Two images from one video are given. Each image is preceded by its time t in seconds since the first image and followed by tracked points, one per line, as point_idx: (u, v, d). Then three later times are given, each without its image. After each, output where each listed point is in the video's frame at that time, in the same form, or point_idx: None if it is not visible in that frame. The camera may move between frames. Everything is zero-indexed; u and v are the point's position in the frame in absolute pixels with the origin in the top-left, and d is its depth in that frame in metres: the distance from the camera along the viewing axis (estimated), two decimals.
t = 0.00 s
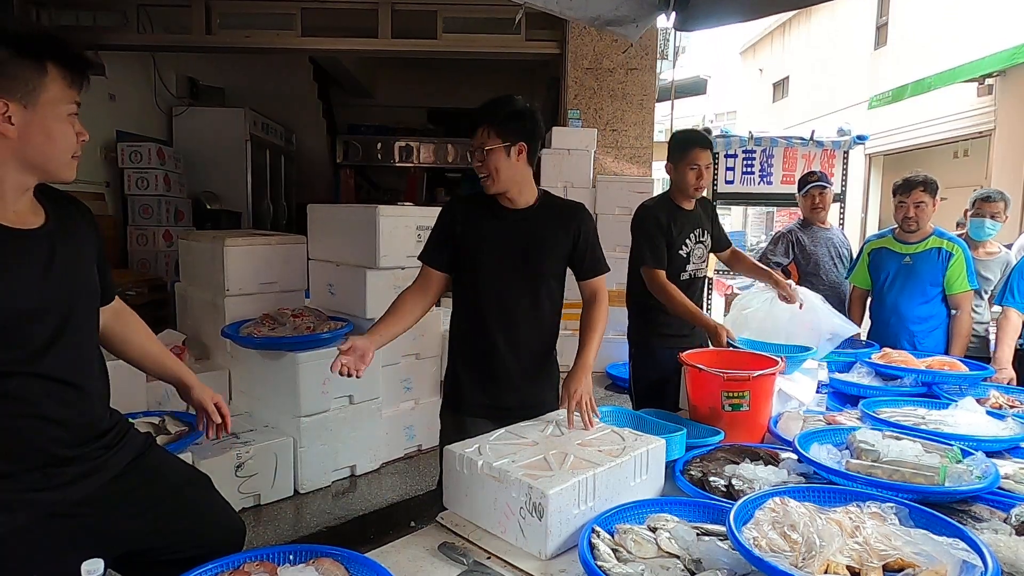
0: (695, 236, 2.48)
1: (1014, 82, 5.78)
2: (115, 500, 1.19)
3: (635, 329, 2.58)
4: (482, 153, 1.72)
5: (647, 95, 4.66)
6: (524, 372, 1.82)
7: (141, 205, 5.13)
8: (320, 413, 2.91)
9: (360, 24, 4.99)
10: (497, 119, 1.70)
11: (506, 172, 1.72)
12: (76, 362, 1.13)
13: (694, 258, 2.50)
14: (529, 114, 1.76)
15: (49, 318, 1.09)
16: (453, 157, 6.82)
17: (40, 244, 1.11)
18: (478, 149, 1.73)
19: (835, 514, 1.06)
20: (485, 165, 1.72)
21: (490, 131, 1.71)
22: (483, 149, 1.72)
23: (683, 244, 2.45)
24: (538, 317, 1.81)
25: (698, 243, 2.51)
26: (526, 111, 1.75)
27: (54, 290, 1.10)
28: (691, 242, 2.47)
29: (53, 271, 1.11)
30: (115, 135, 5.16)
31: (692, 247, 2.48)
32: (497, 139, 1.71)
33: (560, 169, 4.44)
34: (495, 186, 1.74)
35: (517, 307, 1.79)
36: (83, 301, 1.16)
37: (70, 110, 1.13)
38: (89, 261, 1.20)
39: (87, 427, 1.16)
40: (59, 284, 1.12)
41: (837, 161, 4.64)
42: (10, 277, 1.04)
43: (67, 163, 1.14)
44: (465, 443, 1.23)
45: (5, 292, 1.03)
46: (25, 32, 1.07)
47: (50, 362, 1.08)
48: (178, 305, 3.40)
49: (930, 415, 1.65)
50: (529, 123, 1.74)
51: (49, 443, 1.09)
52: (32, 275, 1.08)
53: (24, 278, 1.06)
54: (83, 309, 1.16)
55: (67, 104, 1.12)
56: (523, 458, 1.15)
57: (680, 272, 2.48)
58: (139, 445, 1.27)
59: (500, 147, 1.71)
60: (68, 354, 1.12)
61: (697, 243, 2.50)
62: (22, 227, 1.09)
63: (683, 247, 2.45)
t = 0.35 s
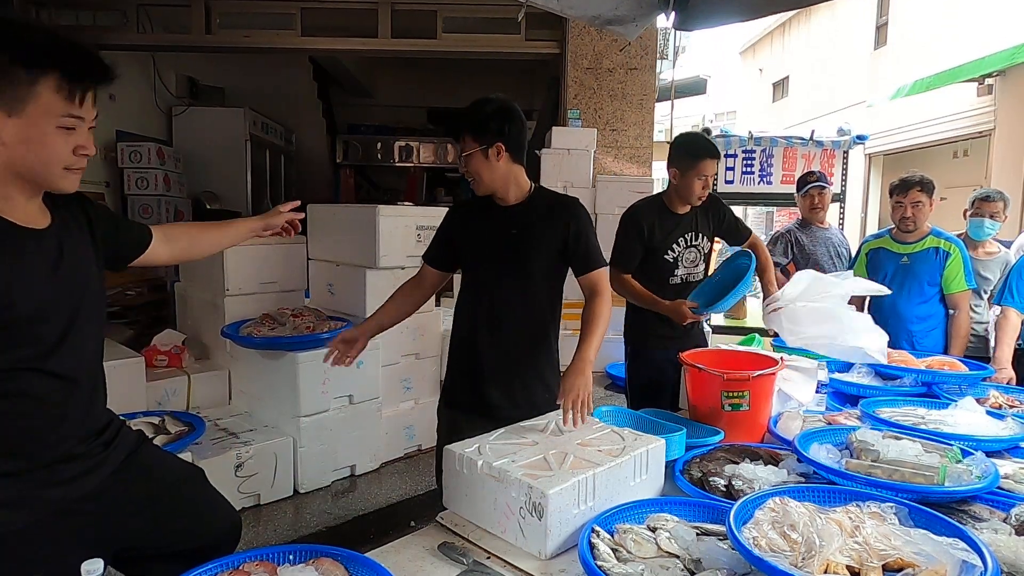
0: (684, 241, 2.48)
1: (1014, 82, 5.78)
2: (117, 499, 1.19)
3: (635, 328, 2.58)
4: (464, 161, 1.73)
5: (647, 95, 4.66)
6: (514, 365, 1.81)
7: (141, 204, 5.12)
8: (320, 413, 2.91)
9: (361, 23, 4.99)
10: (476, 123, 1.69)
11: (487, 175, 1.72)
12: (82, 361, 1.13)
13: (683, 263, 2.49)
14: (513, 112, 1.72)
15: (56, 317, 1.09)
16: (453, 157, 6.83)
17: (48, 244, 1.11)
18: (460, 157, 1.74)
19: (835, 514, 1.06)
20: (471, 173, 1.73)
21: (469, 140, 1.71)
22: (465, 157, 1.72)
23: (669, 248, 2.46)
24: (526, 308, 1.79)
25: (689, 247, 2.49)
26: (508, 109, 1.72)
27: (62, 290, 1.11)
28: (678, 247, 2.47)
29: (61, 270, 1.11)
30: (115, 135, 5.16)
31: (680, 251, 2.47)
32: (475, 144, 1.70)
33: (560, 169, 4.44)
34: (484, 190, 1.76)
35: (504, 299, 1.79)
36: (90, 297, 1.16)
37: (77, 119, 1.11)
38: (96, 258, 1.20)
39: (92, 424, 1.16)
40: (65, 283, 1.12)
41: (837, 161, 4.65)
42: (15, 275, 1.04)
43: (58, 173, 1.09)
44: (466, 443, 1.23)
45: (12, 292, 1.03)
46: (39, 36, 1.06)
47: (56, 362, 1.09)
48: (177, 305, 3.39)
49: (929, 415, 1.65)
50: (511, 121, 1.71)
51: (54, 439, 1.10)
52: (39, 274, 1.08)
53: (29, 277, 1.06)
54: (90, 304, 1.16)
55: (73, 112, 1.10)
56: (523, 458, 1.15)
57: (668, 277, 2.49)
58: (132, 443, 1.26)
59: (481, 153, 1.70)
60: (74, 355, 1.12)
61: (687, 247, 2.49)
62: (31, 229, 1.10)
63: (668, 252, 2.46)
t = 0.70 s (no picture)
0: (701, 241, 2.50)
1: (1014, 82, 5.78)
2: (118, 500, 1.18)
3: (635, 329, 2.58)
4: (504, 154, 1.69)
5: (647, 95, 4.66)
6: (517, 367, 1.82)
7: (141, 204, 5.11)
8: (320, 413, 2.91)
9: (361, 24, 4.98)
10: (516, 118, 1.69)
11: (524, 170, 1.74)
12: (82, 364, 1.13)
13: (696, 262, 2.51)
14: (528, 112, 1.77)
15: (55, 321, 1.09)
16: (453, 157, 6.83)
17: (47, 247, 1.10)
18: (497, 150, 1.70)
19: (835, 515, 1.06)
20: (509, 167, 1.71)
21: (514, 132, 1.69)
22: (506, 150, 1.69)
23: (687, 247, 2.47)
24: (531, 312, 1.81)
25: (704, 247, 2.52)
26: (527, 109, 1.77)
27: (62, 294, 1.10)
28: (696, 246, 2.48)
29: (61, 275, 1.10)
30: (114, 135, 5.16)
31: (696, 251, 2.49)
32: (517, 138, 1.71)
33: (560, 169, 4.44)
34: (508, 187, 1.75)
35: (505, 303, 1.79)
36: (90, 300, 1.16)
37: (31, 125, 1.00)
38: (98, 261, 1.19)
39: (94, 426, 1.16)
40: (63, 288, 1.11)
41: (837, 161, 4.65)
42: (13, 278, 1.04)
43: None
44: (465, 443, 1.23)
45: (11, 298, 1.03)
46: (16, 40, 1.00)
47: (56, 368, 1.08)
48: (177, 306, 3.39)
49: (929, 415, 1.65)
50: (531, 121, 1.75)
51: (55, 442, 1.09)
52: (38, 278, 1.07)
53: (25, 281, 1.05)
54: (89, 307, 1.15)
55: (26, 114, 1.00)
56: (523, 458, 1.15)
57: (681, 275, 2.50)
58: (144, 437, 1.27)
59: (522, 147, 1.72)
60: (75, 359, 1.12)
61: (702, 247, 2.51)
62: (19, 237, 1.07)
63: (686, 250, 2.47)
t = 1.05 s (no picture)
0: (722, 242, 2.51)
1: (1014, 82, 5.78)
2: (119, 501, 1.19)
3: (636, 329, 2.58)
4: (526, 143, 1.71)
5: (647, 95, 4.67)
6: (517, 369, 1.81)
7: (142, 205, 5.11)
8: (320, 413, 2.91)
9: (361, 24, 4.98)
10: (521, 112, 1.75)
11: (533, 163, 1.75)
12: (84, 364, 1.13)
13: (716, 263, 2.52)
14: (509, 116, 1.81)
15: (55, 324, 1.09)
16: (453, 157, 6.84)
17: (47, 248, 1.10)
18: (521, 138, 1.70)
19: (835, 514, 1.06)
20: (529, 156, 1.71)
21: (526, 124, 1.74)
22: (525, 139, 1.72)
23: (704, 246, 2.50)
24: (522, 311, 1.78)
25: (726, 250, 2.51)
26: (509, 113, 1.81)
27: (61, 295, 1.10)
28: (713, 247, 2.50)
29: (58, 277, 1.10)
30: (115, 135, 5.16)
31: (714, 252, 2.51)
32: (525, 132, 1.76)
33: (560, 169, 4.44)
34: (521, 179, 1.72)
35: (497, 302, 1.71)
36: (91, 301, 1.16)
37: (17, 126, 1.00)
38: (100, 261, 1.19)
39: (97, 425, 1.16)
40: (62, 289, 1.10)
41: (837, 161, 4.65)
42: (11, 280, 1.04)
43: None
44: (465, 443, 1.23)
45: (10, 299, 1.03)
46: (6, 43, 1.00)
47: (56, 370, 1.09)
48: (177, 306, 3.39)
49: (929, 415, 1.65)
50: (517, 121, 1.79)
51: (56, 442, 1.09)
52: (36, 280, 1.07)
53: (23, 283, 1.05)
54: (90, 309, 1.15)
55: (10, 117, 1.00)
56: (523, 458, 1.15)
57: (699, 274, 2.55)
58: (151, 437, 1.27)
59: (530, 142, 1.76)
60: (76, 360, 1.12)
61: (723, 249, 2.51)
62: (13, 239, 1.06)
63: (703, 249, 2.51)
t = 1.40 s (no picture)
0: (673, 225, 2.63)
1: (1014, 82, 5.77)
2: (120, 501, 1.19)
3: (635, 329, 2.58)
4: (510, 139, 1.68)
5: (647, 95, 4.67)
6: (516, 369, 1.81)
7: (142, 205, 5.11)
8: (320, 413, 2.91)
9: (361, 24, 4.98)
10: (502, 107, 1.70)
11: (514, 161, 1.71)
12: (85, 364, 1.13)
13: (671, 246, 2.64)
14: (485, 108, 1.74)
15: (54, 325, 1.09)
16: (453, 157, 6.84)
17: (43, 249, 1.10)
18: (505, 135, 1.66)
19: (835, 514, 1.06)
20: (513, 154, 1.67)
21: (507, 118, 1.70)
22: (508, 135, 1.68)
23: (661, 232, 2.68)
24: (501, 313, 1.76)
25: (677, 232, 2.61)
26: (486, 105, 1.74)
27: (58, 296, 1.10)
28: (667, 231, 2.65)
29: (54, 277, 1.10)
30: (115, 135, 5.16)
31: (668, 236, 2.65)
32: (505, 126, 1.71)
33: (560, 169, 4.44)
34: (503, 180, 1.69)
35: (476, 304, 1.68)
36: (89, 305, 1.15)
37: None
38: (98, 260, 1.19)
39: (99, 425, 1.16)
40: (60, 290, 1.10)
41: (837, 161, 4.65)
42: (9, 281, 1.04)
43: None
44: (465, 443, 1.23)
45: (9, 300, 1.03)
46: None
47: (56, 371, 1.08)
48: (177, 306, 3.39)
49: (930, 415, 1.65)
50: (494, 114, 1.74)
51: (56, 443, 1.09)
52: (34, 280, 1.07)
53: (23, 283, 1.05)
54: (88, 310, 1.15)
55: None
56: (523, 458, 1.15)
57: (665, 260, 2.69)
58: (152, 438, 1.28)
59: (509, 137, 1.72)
60: (77, 360, 1.12)
61: (675, 231, 2.62)
62: (6, 239, 1.06)
63: (661, 234, 2.68)
